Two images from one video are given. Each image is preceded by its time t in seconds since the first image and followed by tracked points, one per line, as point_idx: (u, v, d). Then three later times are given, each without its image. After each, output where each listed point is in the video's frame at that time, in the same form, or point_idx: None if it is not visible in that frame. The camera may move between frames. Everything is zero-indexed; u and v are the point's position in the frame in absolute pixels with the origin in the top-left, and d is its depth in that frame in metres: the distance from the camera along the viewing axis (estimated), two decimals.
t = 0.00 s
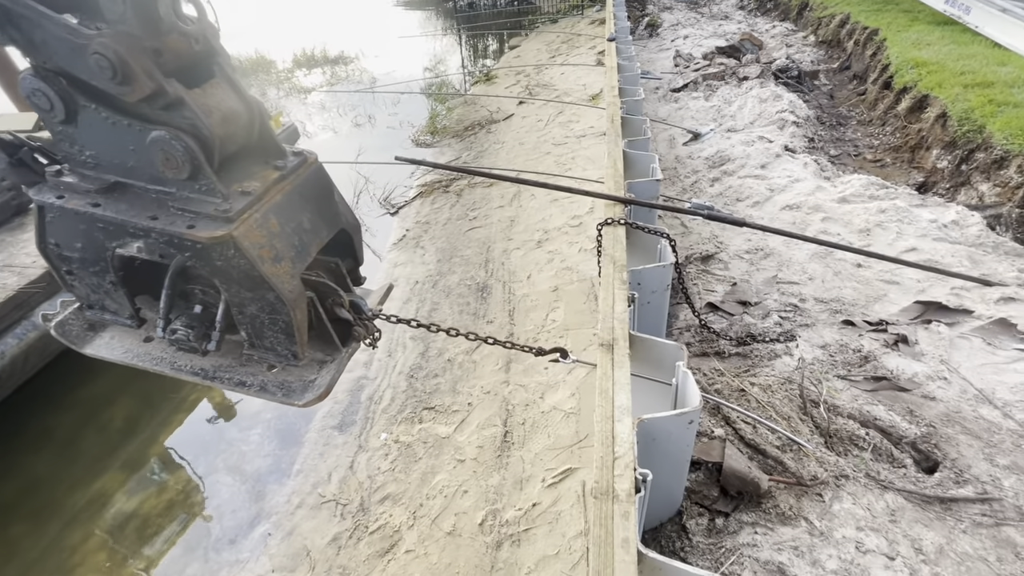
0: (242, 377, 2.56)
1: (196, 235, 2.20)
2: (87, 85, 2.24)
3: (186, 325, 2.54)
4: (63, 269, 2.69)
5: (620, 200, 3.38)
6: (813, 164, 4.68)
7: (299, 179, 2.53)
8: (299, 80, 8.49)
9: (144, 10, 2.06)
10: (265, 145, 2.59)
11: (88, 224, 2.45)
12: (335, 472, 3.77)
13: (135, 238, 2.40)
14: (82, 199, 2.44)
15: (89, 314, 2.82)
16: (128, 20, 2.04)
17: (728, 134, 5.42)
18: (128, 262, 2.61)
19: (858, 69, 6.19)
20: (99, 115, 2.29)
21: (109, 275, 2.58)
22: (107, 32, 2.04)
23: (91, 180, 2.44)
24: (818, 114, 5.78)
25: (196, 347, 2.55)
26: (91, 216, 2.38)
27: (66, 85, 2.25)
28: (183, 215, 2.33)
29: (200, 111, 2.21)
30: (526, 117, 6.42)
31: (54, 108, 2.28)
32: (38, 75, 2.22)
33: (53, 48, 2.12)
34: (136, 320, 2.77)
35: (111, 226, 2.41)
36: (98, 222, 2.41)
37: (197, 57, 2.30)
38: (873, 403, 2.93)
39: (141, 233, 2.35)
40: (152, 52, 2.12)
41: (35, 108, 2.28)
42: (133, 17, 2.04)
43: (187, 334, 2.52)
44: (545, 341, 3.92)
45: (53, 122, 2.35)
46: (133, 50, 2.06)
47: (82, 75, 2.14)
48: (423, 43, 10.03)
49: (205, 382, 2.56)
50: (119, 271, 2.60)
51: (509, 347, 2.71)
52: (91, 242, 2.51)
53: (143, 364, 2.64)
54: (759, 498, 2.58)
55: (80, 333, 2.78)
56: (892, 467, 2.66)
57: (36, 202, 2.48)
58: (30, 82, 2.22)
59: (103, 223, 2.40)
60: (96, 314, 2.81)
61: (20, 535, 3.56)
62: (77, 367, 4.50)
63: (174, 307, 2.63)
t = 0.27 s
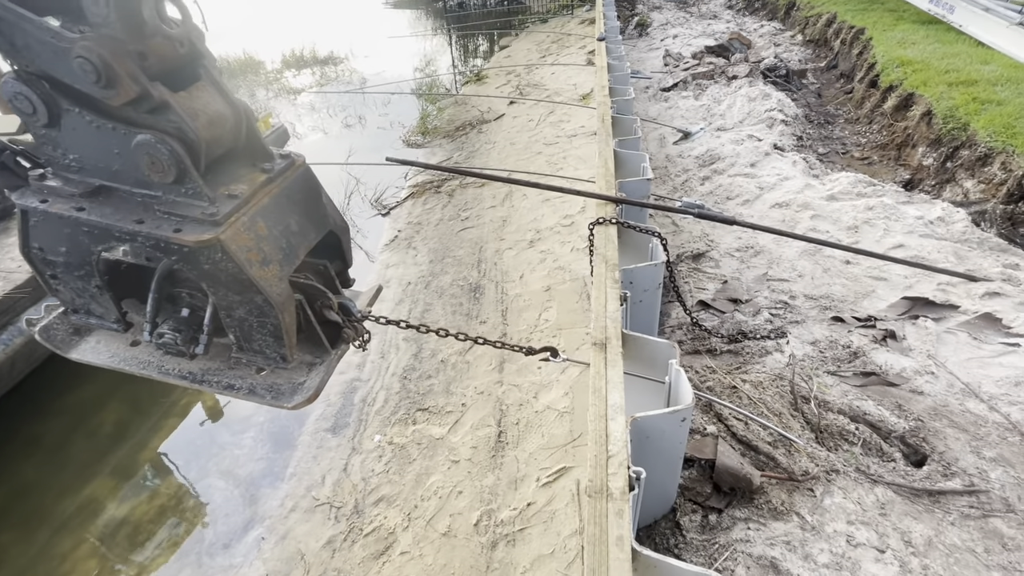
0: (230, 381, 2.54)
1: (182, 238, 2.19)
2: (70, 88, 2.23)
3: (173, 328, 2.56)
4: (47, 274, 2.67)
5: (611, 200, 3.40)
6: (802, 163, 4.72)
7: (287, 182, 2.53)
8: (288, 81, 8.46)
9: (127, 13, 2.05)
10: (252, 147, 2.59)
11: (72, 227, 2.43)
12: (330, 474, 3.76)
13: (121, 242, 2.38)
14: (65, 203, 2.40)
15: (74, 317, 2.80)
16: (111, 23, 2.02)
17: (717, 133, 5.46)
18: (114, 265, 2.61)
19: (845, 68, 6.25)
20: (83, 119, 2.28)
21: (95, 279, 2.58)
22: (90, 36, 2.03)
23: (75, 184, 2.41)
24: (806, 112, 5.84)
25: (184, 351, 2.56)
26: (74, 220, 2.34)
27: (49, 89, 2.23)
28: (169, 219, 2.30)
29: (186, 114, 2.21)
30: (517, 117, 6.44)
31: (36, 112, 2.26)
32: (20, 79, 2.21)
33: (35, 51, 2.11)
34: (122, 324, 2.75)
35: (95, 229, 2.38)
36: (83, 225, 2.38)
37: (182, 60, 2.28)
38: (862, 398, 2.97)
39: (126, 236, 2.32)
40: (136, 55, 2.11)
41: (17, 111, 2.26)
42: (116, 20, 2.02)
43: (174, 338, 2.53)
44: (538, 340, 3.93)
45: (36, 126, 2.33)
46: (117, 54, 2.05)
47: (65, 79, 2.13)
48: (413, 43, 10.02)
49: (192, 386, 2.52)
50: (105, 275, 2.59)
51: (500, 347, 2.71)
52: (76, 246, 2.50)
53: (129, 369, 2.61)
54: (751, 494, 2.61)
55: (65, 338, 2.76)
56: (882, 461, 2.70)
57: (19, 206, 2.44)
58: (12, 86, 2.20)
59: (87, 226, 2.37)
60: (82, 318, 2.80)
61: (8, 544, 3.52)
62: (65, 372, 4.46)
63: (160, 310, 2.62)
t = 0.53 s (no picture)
0: (221, 383, 2.56)
1: (171, 242, 2.19)
2: (58, 92, 2.22)
3: (164, 331, 2.57)
4: (35, 276, 2.65)
5: (606, 199, 3.41)
6: (794, 161, 4.75)
7: (277, 186, 2.54)
8: (280, 80, 8.43)
9: (117, 19, 2.05)
10: (242, 151, 2.58)
11: (62, 231, 2.42)
12: (326, 475, 3.76)
13: (110, 245, 2.38)
14: (54, 207, 2.39)
15: (63, 320, 2.79)
16: (101, 28, 2.03)
17: (711, 131, 5.48)
18: (103, 268, 2.59)
19: (837, 66, 6.29)
20: (72, 123, 2.27)
21: (83, 282, 2.57)
22: (80, 41, 2.03)
23: (63, 188, 2.40)
24: (799, 110, 5.87)
25: (174, 353, 2.56)
26: (65, 224, 2.34)
27: (37, 93, 2.22)
28: (158, 222, 2.30)
29: (176, 119, 2.20)
30: (511, 116, 6.44)
31: (25, 116, 2.25)
32: (9, 84, 2.20)
33: (23, 55, 2.10)
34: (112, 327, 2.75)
35: (85, 233, 2.38)
36: (72, 229, 2.38)
37: (172, 65, 2.28)
38: (855, 394, 2.99)
39: (116, 240, 2.33)
40: (125, 61, 2.11)
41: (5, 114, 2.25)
42: (105, 26, 2.03)
43: (164, 340, 2.53)
44: (533, 339, 3.95)
45: (24, 130, 2.32)
46: (106, 59, 2.05)
47: (54, 83, 2.13)
48: (405, 42, 10.01)
49: (182, 388, 2.54)
50: (94, 277, 2.57)
51: (491, 347, 2.71)
52: (64, 250, 2.49)
53: (119, 371, 2.62)
54: (746, 490, 2.63)
55: (54, 341, 2.76)
56: (874, 456, 2.72)
57: (9, 210, 2.43)
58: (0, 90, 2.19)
59: (76, 229, 2.37)
60: (71, 321, 2.79)
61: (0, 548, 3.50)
62: (56, 376, 4.43)
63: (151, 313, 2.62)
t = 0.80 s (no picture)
0: (206, 383, 2.56)
1: (156, 243, 2.19)
2: (39, 93, 2.22)
3: (148, 331, 2.54)
4: (19, 276, 2.64)
5: (602, 196, 3.42)
6: (790, 158, 4.77)
7: (262, 187, 2.55)
8: (275, 78, 8.41)
9: (98, 20, 2.07)
10: (227, 151, 2.59)
11: (43, 232, 2.40)
12: (323, 474, 3.76)
13: (92, 245, 2.35)
14: (36, 207, 2.39)
15: (46, 320, 2.78)
16: (82, 29, 2.05)
17: (707, 129, 5.50)
18: (87, 269, 2.58)
19: (832, 63, 6.31)
20: (53, 124, 2.27)
21: (67, 282, 2.55)
22: (61, 42, 2.04)
23: (46, 188, 2.41)
24: (794, 108, 5.89)
25: (159, 353, 2.54)
26: (47, 224, 2.33)
27: (18, 93, 2.22)
28: (143, 224, 2.30)
29: (159, 120, 2.21)
30: (507, 114, 6.44)
31: (6, 116, 2.26)
32: None
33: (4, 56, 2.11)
34: (96, 327, 2.74)
35: (68, 234, 2.35)
36: (54, 230, 2.35)
37: (155, 66, 2.30)
38: (850, 389, 3.01)
39: (99, 241, 2.31)
40: (107, 62, 2.13)
41: None
42: (86, 27, 2.05)
43: (149, 341, 2.50)
44: (530, 337, 3.95)
45: (6, 130, 2.32)
46: (88, 60, 2.07)
47: (36, 83, 2.13)
48: (401, 39, 10.00)
49: (168, 388, 2.56)
50: (78, 278, 2.56)
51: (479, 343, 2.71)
52: (47, 250, 2.47)
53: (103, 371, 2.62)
54: (742, 485, 2.64)
55: (37, 341, 2.75)
56: (870, 450, 2.74)
57: None
58: None
59: (59, 231, 2.35)
60: (55, 321, 2.78)
61: None
62: (52, 376, 4.42)
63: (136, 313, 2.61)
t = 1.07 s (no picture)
0: (195, 381, 2.56)
1: (144, 243, 2.19)
2: (27, 93, 2.21)
3: (137, 329, 2.55)
4: (8, 274, 2.63)
5: (600, 193, 3.43)
6: (788, 154, 4.78)
7: (252, 187, 2.55)
8: (272, 76, 8.39)
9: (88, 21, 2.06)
10: (217, 152, 2.59)
11: (32, 231, 2.39)
12: (322, 471, 3.77)
13: (81, 244, 2.35)
14: (25, 206, 2.39)
15: (34, 318, 2.77)
16: (70, 30, 2.04)
17: (705, 125, 5.50)
18: (76, 267, 2.57)
19: (830, 60, 6.31)
20: (42, 124, 2.26)
21: (56, 280, 2.54)
22: (49, 43, 2.05)
23: (35, 187, 2.41)
24: (792, 104, 5.90)
25: (149, 351, 2.55)
26: (35, 223, 2.32)
27: (6, 93, 2.21)
28: (132, 224, 2.30)
29: (147, 121, 2.21)
30: (505, 110, 6.43)
31: None
32: None
33: None
34: (85, 324, 2.73)
35: (56, 233, 2.35)
36: (43, 229, 2.34)
37: (144, 67, 2.30)
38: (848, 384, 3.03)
39: (88, 240, 2.30)
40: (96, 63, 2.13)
41: None
42: (75, 28, 2.04)
43: (138, 339, 2.52)
44: (529, 334, 3.96)
45: None
46: (76, 62, 2.07)
47: (26, 84, 2.13)
48: (397, 36, 9.97)
49: (157, 385, 2.56)
50: (67, 276, 2.55)
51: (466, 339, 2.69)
52: (35, 248, 2.46)
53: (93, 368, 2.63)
54: (740, 480, 2.66)
55: (26, 338, 2.76)
56: (867, 444, 2.76)
57: None
58: None
59: (47, 230, 2.34)
60: (44, 319, 2.77)
61: None
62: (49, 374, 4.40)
63: (125, 311, 2.61)
